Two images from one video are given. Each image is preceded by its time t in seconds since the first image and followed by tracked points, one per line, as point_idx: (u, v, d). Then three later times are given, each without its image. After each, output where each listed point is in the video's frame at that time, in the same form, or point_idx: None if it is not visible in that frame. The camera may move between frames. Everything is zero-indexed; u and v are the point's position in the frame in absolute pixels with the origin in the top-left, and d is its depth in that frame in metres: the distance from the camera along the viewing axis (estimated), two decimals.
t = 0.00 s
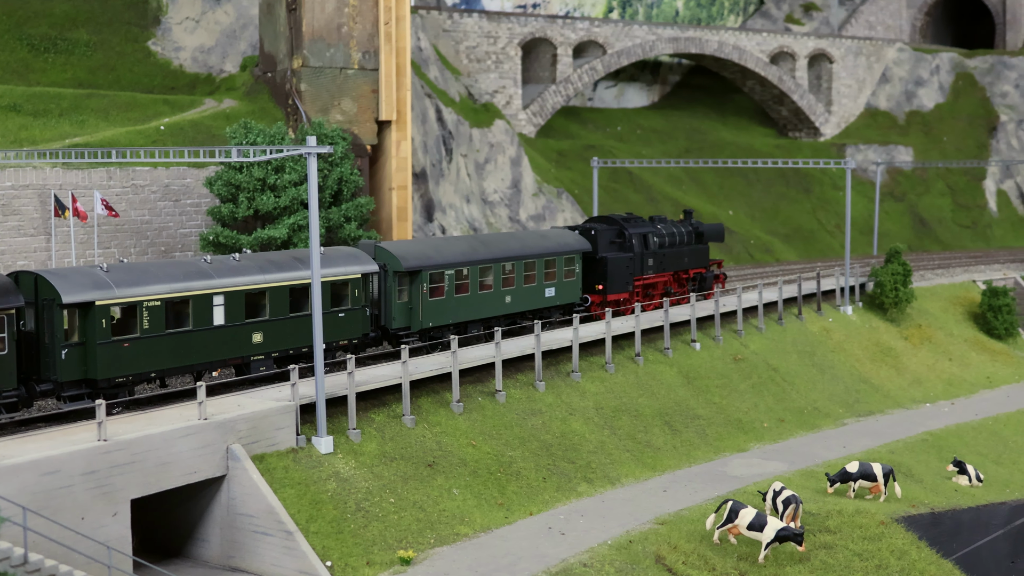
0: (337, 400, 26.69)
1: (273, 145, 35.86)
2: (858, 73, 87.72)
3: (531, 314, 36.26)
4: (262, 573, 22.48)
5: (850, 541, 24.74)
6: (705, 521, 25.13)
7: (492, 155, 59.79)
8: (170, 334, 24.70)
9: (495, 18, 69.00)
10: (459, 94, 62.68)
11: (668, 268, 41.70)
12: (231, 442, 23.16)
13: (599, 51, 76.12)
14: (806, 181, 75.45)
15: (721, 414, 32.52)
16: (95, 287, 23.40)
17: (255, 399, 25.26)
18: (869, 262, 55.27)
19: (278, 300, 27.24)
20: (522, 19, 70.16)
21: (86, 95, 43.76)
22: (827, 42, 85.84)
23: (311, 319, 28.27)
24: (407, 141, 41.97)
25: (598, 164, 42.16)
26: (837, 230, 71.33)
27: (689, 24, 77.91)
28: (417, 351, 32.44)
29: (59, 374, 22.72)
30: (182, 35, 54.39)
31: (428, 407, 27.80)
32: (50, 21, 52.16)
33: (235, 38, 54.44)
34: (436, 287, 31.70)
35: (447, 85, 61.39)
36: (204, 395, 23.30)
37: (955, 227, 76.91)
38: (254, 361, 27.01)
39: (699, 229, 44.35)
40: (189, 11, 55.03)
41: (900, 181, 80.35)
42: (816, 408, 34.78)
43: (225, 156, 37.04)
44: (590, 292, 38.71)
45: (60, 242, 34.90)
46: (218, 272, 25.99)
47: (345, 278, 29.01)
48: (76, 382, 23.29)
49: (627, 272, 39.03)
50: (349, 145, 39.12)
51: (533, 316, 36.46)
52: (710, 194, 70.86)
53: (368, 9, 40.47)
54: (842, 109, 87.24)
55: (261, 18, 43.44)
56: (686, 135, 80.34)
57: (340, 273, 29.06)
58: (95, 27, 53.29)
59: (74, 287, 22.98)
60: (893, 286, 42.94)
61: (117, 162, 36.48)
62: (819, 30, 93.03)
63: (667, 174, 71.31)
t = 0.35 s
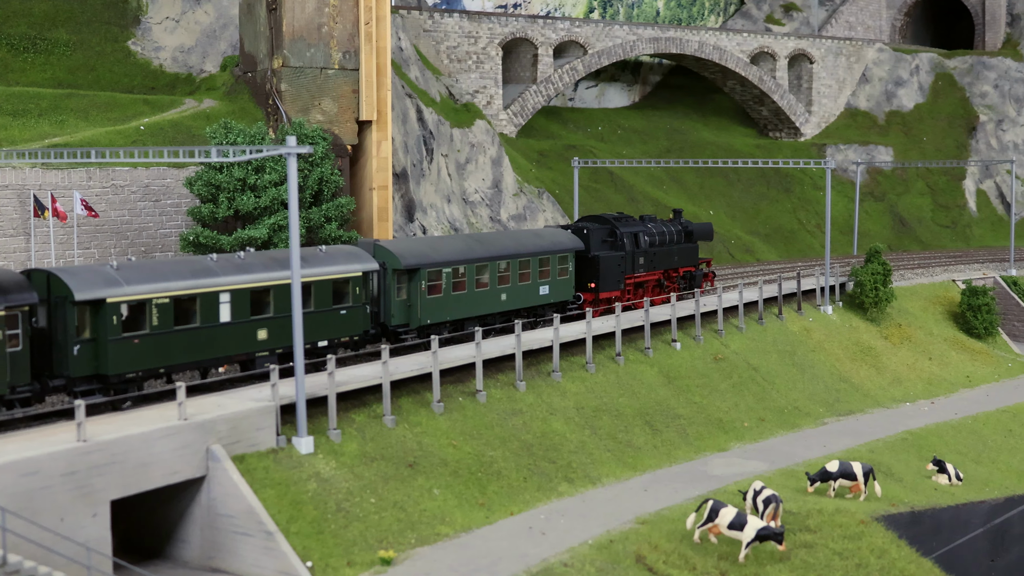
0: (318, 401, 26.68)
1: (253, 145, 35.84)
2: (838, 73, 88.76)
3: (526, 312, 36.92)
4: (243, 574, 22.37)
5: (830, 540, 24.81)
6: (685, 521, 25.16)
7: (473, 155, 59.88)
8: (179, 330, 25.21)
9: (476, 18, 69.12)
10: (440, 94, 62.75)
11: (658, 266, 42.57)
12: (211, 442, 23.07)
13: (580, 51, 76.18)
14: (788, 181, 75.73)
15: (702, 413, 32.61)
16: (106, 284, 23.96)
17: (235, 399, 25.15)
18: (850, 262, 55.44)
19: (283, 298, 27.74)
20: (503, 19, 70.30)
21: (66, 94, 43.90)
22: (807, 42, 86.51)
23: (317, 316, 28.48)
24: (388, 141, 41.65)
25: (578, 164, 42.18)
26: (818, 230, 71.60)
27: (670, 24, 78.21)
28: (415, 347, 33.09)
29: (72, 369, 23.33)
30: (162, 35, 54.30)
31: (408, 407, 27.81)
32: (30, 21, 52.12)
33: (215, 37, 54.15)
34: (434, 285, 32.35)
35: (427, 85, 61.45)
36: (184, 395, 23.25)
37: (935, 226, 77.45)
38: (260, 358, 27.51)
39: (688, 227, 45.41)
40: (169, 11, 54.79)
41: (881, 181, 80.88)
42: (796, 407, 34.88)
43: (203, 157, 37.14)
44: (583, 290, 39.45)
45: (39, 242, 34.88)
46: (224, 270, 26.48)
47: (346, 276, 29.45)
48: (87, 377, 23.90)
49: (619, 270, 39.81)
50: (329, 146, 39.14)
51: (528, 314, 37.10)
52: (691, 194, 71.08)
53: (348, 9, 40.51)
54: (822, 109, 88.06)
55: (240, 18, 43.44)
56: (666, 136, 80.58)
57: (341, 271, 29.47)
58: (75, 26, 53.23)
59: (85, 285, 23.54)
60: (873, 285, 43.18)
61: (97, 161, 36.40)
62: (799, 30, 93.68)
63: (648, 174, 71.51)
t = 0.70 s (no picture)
0: (305, 401, 26.66)
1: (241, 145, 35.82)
2: (826, 73, 89.03)
3: (526, 310, 37.85)
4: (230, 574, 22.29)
5: (818, 539, 24.84)
6: (673, 520, 25.15)
7: (461, 155, 59.91)
8: (194, 326, 25.75)
9: (464, 18, 69.10)
10: (427, 94, 62.82)
11: (656, 265, 43.32)
12: (198, 443, 23.01)
13: (568, 51, 76.20)
14: (774, 181, 75.89)
15: (689, 413, 32.64)
16: (123, 282, 24.45)
17: (221, 400, 25.00)
18: (837, 262, 55.48)
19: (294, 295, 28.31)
20: (490, 19, 70.36)
21: (53, 94, 43.92)
22: (794, 42, 86.71)
23: (323, 314, 29.17)
24: (375, 141, 41.71)
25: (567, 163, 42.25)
26: (805, 229, 71.71)
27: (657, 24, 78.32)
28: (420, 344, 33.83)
29: (90, 365, 23.83)
30: (149, 34, 54.20)
31: (396, 407, 27.81)
32: (16, 20, 52.07)
33: (203, 38, 53.68)
34: (438, 282, 33.08)
35: (415, 85, 61.49)
36: (171, 396, 23.16)
37: (922, 226, 77.73)
38: (270, 353, 28.21)
39: (684, 226, 46.13)
40: (156, 11, 54.80)
41: (868, 181, 81.13)
42: (783, 407, 34.94)
43: (191, 157, 37.07)
44: (583, 288, 40.21)
45: (26, 242, 34.86)
46: (237, 268, 27.03)
47: (354, 274, 30.12)
48: (105, 372, 24.44)
49: (617, 268, 40.58)
50: (317, 145, 39.13)
51: (529, 312, 37.83)
52: (678, 194, 71.17)
53: (335, 9, 40.57)
54: (810, 109, 88.39)
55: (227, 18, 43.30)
56: (654, 135, 80.68)
57: (349, 270, 30.11)
58: (62, 26, 53.16)
59: (104, 282, 24.04)
60: (860, 285, 43.31)
61: (84, 162, 36.35)
62: (787, 30, 93.99)
63: (635, 173, 71.66)
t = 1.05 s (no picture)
0: (295, 401, 26.65)
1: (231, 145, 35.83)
2: (816, 73, 89.17)
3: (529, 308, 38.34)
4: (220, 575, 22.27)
5: (807, 539, 24.87)
6: (663, 520, 25.17)
7: (451, 155, 59.92)
8: (210, 323, 26.23)
9: (454, 18, 69.07)
10: (417, 95, 62.82)
11: (656, 263, 43.67)
12: (188, 443, 22.98)
13: (558, 51, 76.21)
14: (764, 181, 76.00)
15: (679, 413, 32.68)
16: (143, 279, 24.95)
17: (211, 401, 24.89)
18: (827, 262, 55.49)
19: (306, 293, 28.78)
20: (480, 19, 70.36)
21: (42, 94, 43.86)
22: (784, 43, 86.77)
23: (334, 311, 29.72)
24: (365, 141, 41.89)
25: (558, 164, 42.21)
26: (795, 229, 71.80)
27: (648, 24, 78.35)
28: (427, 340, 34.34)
29: (111, 361, 24.30)
30: (139, 34, 54.14)
31: (386, 407, 27.81)
32: (4, 20, 51.99)
33: (193, 37, 54.00)
34: (445, 280, 33.56)
35: (405, 85, 61.47)
36: (161, 397, 23.09)
37: (912, 226, 77.89)
38: (284, 350, 28.40)
39: (683, 225, 46.44)
40: (145, 10, 54.68)
41: (857, 181, 81.28)
42: (773, 406, 34.99)
43: (181, 158, 37.14)
44: (584, 286, 40.62)
45: (15, 242, 34.79)
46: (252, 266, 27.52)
47: (364, 272, 30.65)
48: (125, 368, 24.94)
49: (618, 267, 40.95)
50: (307, 145, 39.16)
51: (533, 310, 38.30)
52: (669, 194, 71.20)
53: (325, 9, 40.55)
54: (800, 109, 88.53)
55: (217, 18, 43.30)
56: (644, 136, 80.72)
57: (359, 268, 30.64)
58: (51, 26, 53.09)
59: (124, 280, 24.52)
60: (850, 285, 43.39)
61: (73, 162, 36.31)
62: (777, 31, 94.14)
63: (625, 173, 71.80)
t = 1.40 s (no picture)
0: (286, 402, 26.63)
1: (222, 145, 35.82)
2: (807, 73, 89.36)
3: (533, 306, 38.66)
4: None
5: (798, 538, 24.89)
6: (655, 520, 25.16)
7: (443, 155, 59.89)
8: (226, 320, 26.91)
9: (445, 18, 69.07)
10: (409, 95, 62.80)
11: (656, 262, 43.85)
12: (180, 443, 22.96)
13: (550, 51, 76.22)
14: (756, 180, 76.10)
15: (671, 413, 32.71)
16: (162, 277, 25.65)
17: (202, 401, 24.83)
18: (818, 262, 55.51)
19: (319, 290, 29.24)
20: (472, 19, 70.36)
21: (33, 94, 43.81)
22: (775, 43, 86.87)
23: (346, 308, 30.15)
24: (356, 141, 42.04)
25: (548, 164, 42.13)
26: (787, 229, 71.85)
27: (639, 24, 78.38)
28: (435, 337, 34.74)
29: (131, 356, 25.07)
30: (130, 34, 54.07)
31: (378, 407, 27.79)
32: None
33: (183, 37, 53.86)
34: (452, 278, 33.90)
35: (397, 85, 61.46)
36: (152, 397, 23.06)
37: (903, 226, 78.01)
38: (297, 347, 28.90)
39: (683, 225, 46.66)
40: (137, 10, 54.64)
41: (849, 181, 81.40)
42: (765, 406, 35.03)
43: (172, 157, 37.02)
44: (586, 285, 40.87)
45: (6, 243, 34.72)
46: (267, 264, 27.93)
47: (374, 270, 31.12)
48: (144, 363, 25.68)
49: (620, 266, 41.20)
50: (298, 145, 39.13)
51: (537, 309, 38.62)
52: (661, 194, 71.25)
53: (317, 9, 40.46)
54: (791, 109, 88.67)
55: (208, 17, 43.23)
56: (635, 136, 80.76)
57: (370, 266, 31.11)
58: (42, 26, 53.00)
59: (144, 277, 25.26)
60: (841, 285, 43.50)
61: (65, 162, 36.27)
62: (769, 31, 94.30)
63: (617, 173, 71.89)
